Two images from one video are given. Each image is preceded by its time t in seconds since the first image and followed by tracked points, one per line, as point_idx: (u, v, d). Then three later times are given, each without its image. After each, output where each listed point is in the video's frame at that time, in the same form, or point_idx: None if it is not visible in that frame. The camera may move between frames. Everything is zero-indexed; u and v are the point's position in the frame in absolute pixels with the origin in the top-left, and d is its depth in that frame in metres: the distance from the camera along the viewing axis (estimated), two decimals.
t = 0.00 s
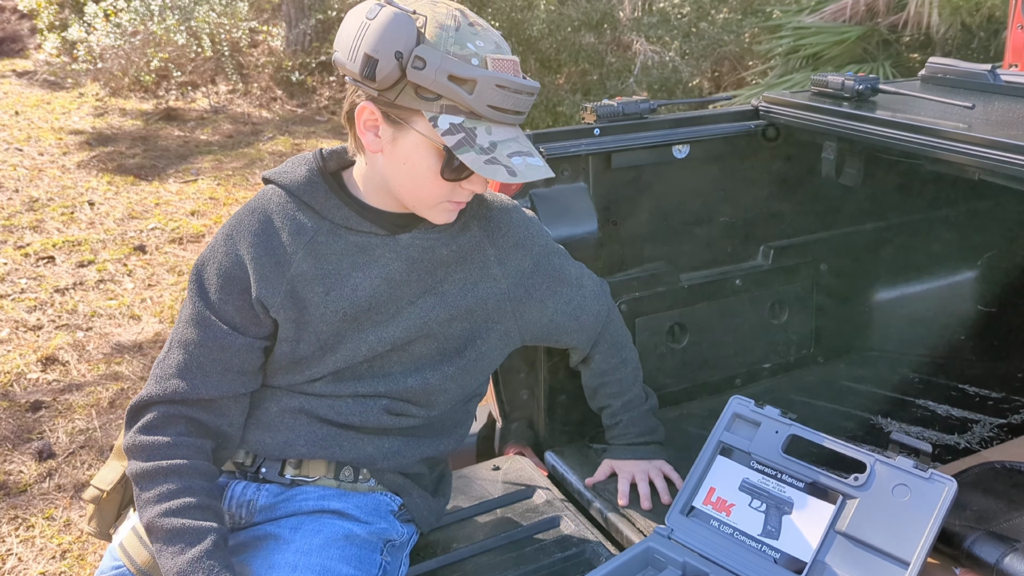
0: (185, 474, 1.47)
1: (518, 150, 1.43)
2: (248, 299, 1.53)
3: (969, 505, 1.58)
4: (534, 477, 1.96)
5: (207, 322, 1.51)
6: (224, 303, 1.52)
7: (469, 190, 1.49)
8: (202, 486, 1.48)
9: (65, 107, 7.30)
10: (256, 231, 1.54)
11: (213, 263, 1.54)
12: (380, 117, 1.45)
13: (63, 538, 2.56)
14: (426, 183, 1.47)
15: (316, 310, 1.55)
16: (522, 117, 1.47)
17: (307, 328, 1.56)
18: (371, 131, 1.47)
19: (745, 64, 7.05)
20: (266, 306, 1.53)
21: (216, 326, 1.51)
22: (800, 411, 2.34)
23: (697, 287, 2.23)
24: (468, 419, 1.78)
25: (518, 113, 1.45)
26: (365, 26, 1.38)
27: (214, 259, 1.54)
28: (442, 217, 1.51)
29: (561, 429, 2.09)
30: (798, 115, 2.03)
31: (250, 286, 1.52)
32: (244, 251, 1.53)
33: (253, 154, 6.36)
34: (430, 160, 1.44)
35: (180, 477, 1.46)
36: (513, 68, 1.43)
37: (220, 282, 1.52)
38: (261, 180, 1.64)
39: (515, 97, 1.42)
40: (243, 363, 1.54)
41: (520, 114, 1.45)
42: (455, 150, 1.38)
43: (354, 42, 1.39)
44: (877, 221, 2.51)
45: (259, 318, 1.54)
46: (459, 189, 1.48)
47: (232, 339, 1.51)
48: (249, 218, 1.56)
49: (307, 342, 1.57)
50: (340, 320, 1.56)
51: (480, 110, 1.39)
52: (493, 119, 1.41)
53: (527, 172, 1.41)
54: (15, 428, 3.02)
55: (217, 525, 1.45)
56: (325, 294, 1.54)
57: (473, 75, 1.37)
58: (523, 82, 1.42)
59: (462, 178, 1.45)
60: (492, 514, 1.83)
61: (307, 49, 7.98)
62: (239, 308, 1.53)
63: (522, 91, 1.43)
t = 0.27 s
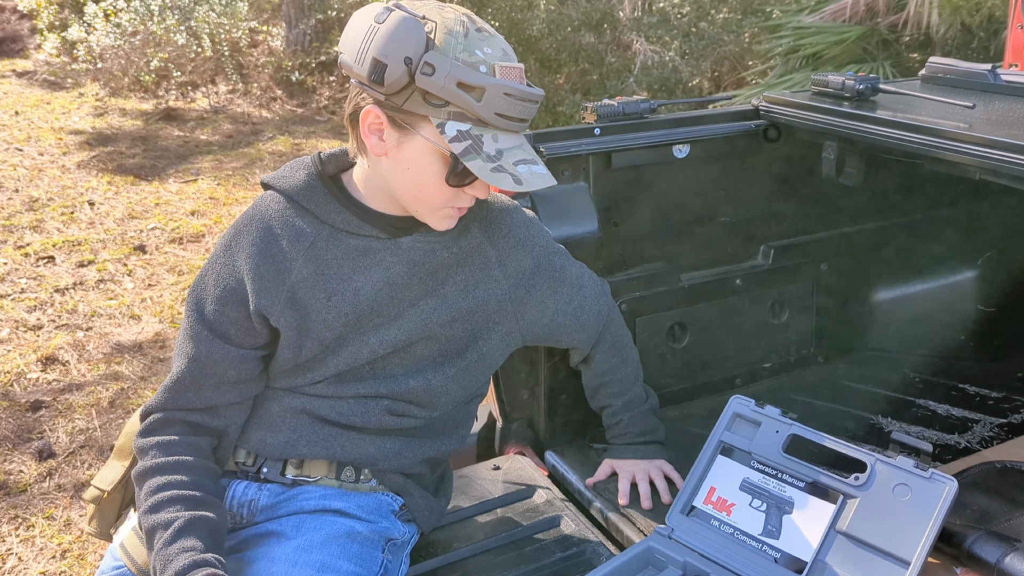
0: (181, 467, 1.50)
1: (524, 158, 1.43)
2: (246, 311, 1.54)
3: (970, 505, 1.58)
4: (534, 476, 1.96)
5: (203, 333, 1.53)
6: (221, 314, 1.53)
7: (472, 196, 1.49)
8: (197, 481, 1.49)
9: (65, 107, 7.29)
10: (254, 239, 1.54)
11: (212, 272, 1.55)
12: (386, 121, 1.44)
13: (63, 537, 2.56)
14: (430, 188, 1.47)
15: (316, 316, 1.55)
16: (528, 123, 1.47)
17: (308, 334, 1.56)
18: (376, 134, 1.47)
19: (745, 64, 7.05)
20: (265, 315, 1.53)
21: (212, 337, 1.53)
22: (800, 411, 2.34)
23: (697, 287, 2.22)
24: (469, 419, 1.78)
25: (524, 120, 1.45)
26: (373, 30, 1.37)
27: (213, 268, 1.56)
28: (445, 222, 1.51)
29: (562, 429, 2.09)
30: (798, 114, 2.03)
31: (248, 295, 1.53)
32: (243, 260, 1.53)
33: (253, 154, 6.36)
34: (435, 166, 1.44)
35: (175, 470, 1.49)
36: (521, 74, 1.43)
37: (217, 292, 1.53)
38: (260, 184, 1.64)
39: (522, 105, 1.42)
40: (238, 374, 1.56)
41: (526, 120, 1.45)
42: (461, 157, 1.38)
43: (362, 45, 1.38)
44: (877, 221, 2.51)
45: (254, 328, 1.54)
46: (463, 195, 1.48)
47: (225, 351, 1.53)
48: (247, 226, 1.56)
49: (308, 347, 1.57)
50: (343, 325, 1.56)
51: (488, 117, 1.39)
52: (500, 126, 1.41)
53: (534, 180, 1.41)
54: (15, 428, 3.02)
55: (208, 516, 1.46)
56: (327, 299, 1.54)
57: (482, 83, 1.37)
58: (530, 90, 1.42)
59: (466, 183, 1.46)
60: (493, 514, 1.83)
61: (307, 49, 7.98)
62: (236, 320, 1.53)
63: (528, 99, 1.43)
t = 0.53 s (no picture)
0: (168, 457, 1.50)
1: (523, 165, 1.43)
2: (246, 312, 1.53)
3: (971, 504, 1.58)
4: (534, 476, 1.96)
5: (201, 333, 1.52)
6: (220, 314, 1.53)
7: (472, 201, 1.50)
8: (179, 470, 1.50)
9: (65, 107, 7.29)
10: (255, 238, 1.54)
11: (211, 271, 1.55)
12: (387, 125, 1.44)
13: (63, 537, 2.56)
14: (429, 194, 1.47)
15: (317, 317, 1.55)
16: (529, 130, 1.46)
17: (308, 336, 1.56)
18: (377, 138, 1.47)
19: (744, 64, 6.93)
20: (265, 316, 1.53)
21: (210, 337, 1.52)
22: (801, 411, 2.34)
23: (697, 287, 2.22)
24: (469, 419, 1.79)
25: (525, 127, 1.44)
26: (376, 34, 1.37)
27: (213, 266, 1.55)
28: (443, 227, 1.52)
29: (562, 428, 2.09)
30: (798, 114, 2.03)
31: (248, 295, 1.52)
32: (243, 259, 1.53)
33: (253, 153, 6.36)
34: (435, 172, 1.44)
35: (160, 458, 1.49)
36: (523, 81, 1.42)
37: (217, 291, 1.53)
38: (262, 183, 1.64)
39: (523, 113, 1.41)
40: (237, 373, 1.56)
41: (527, 127, 1.45)
42: (461, 164, 1.38)
43: (364, 49, 1.38)
44: (878, 221, 2.51)
45: (253, 328, 1.54)
46: (463, 200, 1.48)
47: (222, 351, 1.53)
48: (248, 225, 1.56)
49: (309, 349, 1.57)
50: (345, 326, 1.56)
51: (488, 125, 1.38)
52: (501, 134, 1.41)
53: (533, 189, 1.41)
54: (15, 428, 3.02)
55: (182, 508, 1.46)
56: (328, 301, 1.54)
57: (483, 91, 1.37)
58: (532, 97, 1.42)
59: (466, 190, 1.46)
60: (493, 514, 1.83)
61: (307, 49, 7.98)
62: (235, 321, 1.53)
63: (530, 107, 1.43)
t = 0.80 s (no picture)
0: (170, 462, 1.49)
1: (526, 169, 1.43)
2: (244, 313, 1.53)
3: (969, 504, 1.58)
4: (533, 476, 1.96)
5: (201, 333, 1.52)
6: (219, 315, 1.52)
7: (474, 203, 1.50)
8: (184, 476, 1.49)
9: (64, 107, 7.29)
10: (254, 238, 1.54)
11: (211, 272, 1.54)
12: (389, 126, 1.44)
13: (63, 537, 2.56)
14: (432, 195, 1.47)
15: (316, 318, 1.55)
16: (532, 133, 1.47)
17: (307, 337, 1.56)
18: (379, 138, 1.47)
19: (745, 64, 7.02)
20: (264, 317, 1.52)
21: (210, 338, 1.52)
22: (800, 411, 2.34)
23: (696, 287, 2.23)
24: (468, 420, 1.79)
25: (528, 129, 1.45)
26: (380, 34, 1.37)
27: (213, 267, 1.55)
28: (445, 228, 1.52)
29: (561, 428, 2.09)
30: (797, 114, 2.03)
31: (248, 296, 1.52)
32: (243, 259, 1.53)
33: (253, 154, 6.36)
34: (437, 173, 1.44)
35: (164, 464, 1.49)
36: (527, 84, 1.43)
37: (215, 291, 1.52)
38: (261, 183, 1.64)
39: (526, 116, 1.42)
40: (236, 374, 1.55)
41: (529, 130, 1.45)
42: (464, 167, 1.38)
43: (368, 50, 1.38)
44: (877, 221, 2.51)
45: (253, 329, 1.54)
46: (465, 201, 1.48)
47: (220, 353, 1.52)
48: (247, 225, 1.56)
49: (308, 350, 1.57)
50: (344, 326, 1.56)
51: (491, 128, 1.39)
52: (504, 136, 1.41)
53: (535, 193, 1.41)
54: (15, 428, 3.02)
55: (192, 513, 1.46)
56: (327, 301, 1.54)
57: (486, 93, 1.37)
58: (535, 101, 1.42)
59: (467, 192, 1.46)
60: (491, 514, 1.83)
61: (307, 49, 7.98)
62: (233, 322, 1.53)
63: (534, 110, 1.43)
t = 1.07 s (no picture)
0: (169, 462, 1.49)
1: (524, 177, 1.43)
2: (243, 315, 1.52)
3: (968, 504, 1.58)
4: (533, 476, 1.96)
5: (200, 334, 1.51)
6: (218, 316, 1.52)
7: (473, 209, 1.50)
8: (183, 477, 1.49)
9: (64, 107, 7.30)
10: (253, 239, 1.54)
11: (210, 272, 1.54)
12: (388, 132, 1.44)
13: (62, 537, 2.56)
14: (430, 201, 1.47)
15: (315, 319, 1.55)
16: (531, 140, 1.46)
17: (306, 339, 1.56)
18: (378, 144, 1.47)
19: (745, 64, 7.07)
20: (263, 318, 1.52)
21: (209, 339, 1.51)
22: (799, 411, 2.34)
23: (696, 287, 2.23)
24: (467, 420, 1.79)
25: (529, 136, 1.44)
26: (378, 40, 1.37)
27: (212, 267, 1.55)
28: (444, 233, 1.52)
29: (560, 429, 2.09)
30: (797, 114, 2.03)
31: (246, 297, 1.52)
32: (242, 260, 1.53)
33: (253, 154, 6.36)
34: (435, 180, 1.44)
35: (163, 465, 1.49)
36: (527, 90, 1.42)
37: (214, 292, 1.52)
38: (260, 184, 1.63)
39: (525, 124, 1.41)
40: (236, 375, 1.55)
41: (528, 138, 1.44)
42: (460, 175, 1.39)
43: (367, 56, 1.38)
44: (876, 221, 2.51)
45: (252, 330, 1.54)
46: (463, 207, 1.48)
47: (219, 354, 1.52)
48: (246, 226, 1.56)
49: (307, 351, 1.57)
50: (343, 328, 1.56)
51: (489, 136, 1.38)
52: (502, 144, 1.41)
53: (532, 202, 1.42)
54: (14, 428, 3.02)
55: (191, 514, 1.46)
56: (326, 304, 1.55)
57: (484, 101, 1.36)
58: (535, 109, 1.41)
59: (465, 199, 1.46)
60: (490, 514, 1.83)
61: (307, 48, 7.98)
62: (231, 324, 1.52)
63: (533, 118, 1.42)
